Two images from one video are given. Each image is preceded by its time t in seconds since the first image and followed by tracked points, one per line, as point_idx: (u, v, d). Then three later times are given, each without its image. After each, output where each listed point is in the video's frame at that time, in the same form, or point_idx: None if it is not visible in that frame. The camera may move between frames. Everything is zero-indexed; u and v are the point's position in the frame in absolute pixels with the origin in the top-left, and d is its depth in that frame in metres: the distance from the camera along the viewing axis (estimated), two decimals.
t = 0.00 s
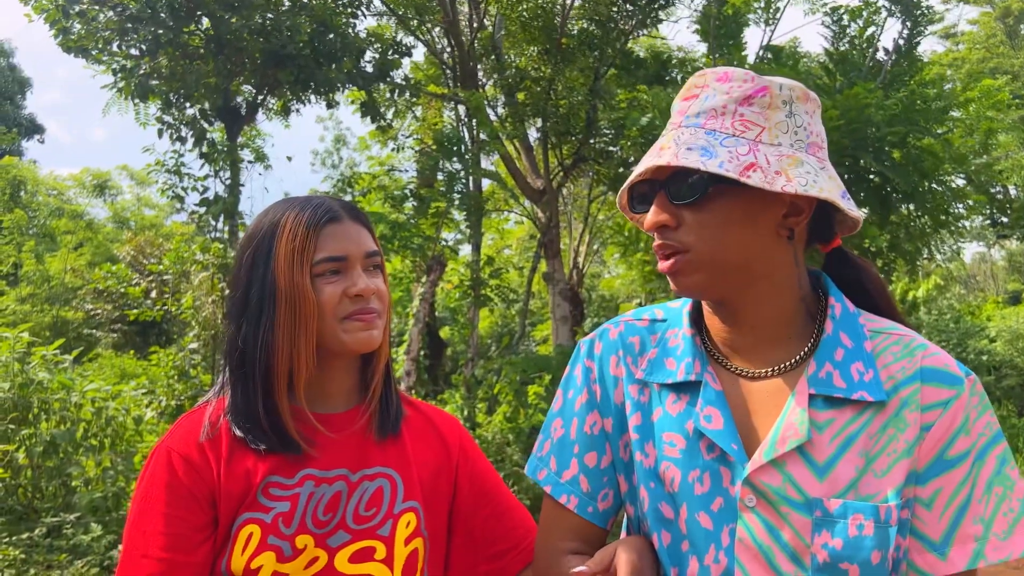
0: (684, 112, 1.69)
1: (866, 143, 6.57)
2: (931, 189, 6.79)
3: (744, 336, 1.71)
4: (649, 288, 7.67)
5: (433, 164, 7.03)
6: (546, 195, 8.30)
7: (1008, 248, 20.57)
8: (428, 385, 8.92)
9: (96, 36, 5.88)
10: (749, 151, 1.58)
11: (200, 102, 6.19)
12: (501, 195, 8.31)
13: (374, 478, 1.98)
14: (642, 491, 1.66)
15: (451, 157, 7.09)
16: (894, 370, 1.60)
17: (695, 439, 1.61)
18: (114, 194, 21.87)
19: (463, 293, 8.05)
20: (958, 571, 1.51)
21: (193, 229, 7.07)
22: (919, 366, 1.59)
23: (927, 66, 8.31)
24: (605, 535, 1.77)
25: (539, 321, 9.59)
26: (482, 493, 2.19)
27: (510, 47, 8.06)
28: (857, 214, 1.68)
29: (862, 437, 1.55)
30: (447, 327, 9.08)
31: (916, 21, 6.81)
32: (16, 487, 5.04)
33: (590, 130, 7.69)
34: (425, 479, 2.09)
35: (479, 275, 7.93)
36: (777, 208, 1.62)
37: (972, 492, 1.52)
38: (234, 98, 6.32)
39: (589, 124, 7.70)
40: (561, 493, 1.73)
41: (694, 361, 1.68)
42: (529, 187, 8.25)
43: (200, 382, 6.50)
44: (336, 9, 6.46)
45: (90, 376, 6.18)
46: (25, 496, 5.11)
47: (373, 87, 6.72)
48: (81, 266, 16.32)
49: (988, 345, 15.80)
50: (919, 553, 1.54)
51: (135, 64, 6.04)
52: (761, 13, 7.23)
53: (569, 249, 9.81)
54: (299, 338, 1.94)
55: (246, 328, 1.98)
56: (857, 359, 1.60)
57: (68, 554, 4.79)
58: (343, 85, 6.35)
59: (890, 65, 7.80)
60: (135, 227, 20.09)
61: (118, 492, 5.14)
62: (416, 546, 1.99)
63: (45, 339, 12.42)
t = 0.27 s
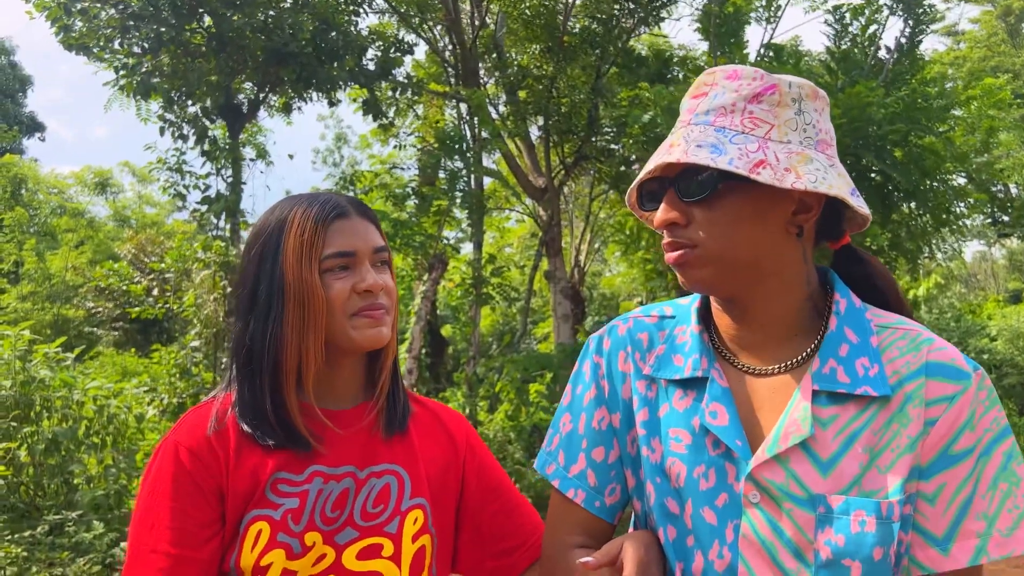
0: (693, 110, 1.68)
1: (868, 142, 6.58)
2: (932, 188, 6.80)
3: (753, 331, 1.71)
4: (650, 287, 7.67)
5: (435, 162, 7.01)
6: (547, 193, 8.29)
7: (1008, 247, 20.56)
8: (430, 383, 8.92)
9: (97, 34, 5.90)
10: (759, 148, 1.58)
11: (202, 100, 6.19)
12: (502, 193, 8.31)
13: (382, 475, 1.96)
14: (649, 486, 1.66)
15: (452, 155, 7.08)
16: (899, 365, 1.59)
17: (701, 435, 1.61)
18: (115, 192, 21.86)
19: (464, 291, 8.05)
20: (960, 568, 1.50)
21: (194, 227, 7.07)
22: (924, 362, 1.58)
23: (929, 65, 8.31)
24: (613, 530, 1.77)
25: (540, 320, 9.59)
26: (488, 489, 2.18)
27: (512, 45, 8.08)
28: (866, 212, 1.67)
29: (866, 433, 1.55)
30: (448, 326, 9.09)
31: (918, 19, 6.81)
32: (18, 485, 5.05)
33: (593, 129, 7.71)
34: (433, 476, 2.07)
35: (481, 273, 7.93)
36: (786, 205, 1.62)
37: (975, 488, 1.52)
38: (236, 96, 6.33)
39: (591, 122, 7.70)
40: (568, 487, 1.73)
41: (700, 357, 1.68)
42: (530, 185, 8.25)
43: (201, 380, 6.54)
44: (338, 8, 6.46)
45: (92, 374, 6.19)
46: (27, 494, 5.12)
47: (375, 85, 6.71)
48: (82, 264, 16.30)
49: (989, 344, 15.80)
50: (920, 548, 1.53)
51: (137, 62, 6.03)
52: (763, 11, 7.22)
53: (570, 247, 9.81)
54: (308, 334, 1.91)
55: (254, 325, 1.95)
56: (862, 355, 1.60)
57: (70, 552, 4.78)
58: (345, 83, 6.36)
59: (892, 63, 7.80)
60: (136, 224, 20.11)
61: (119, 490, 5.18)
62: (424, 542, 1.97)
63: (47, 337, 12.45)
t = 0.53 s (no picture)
0: (695, 105, 1.68)
1: (866, 139, 6.58)
2: (930, 185, 6.81)
3: (752, 327, 1.71)
4: (649, 284, 7.68)
5: (433, 159, 7.02)
6: (546, 191, 8.28)
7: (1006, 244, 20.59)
8: (428, 381, 8.93)
9: (95, 31, 5.89)
10: (761, 145, 1.58)
11: (200, 98, 6.18)
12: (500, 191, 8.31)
13: (385, 464, 1.83)
14: (647, 482, 1.66)
15: (451, 152, 7.10)
16: (897, 361, 1.59)
17: (699, 431, 1.61)
18: (112, 189, 21.79)
19: (463, 289, 8.06)
20: (955, 564, 1.50)
21: (192, 225, 7.07)
22: (922, 358, 1.57)
23: (927, 62, 8.31)
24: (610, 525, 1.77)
25: (538, 317, 9.60)
26: (491, 476, 2.09)
27: (511, 42, 8.00)
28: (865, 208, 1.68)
29: (864, 429, 1.54)
30: (447, 324, 9.08)
31: (916, 17, 6.82)
32: (16, 483, 5.05)
33: (590, 127, 7.65)
34: (436, 465, 1.95)
35: (479, 271, 7.94)
36: (786, 202, 1.62)
37: (971, 485, 1.51)
38: (234, 93, 6.31)
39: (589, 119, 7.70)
40: (565, 482, 1.72)
41: (698, 353, 1.68)
42: (529, 183, 8.25)
43: (200, 378, 6.52)
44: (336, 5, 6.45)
45: (90, 372, 6.19)
46: (26, 492, 5.11)
47: (373, 82, 6.71)
48: (80, 263, 16.30)
49: (986, 341, 15.83)
50: (916, 545, 1.52)
51: (134, 60, 6.01)
52: (760, 8, 7.22)
53: (568, 245, 9.82)
54: (312, 326, 1.77)
55: (252, 318, 1.80)
56: (859, 351, 1.60)
57: (69, 550, 4.78)
58: (343, 80, 6.35)
59: (890, 60, 7.80)
60: (134, 223, 20.09)
61: (119, 488, 5.21)
62: (427, 532, 1.84)
63: (45, 335, 12.43)
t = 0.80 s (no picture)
0: (679, 104, 1.67)
1: (861, 136, 6.59)
2: (925, 182, 6.83)
3: (741, 322, 1.72)
4: (645, 281, 7.68)
5: (429, 157, 7.02)
6: (542, 188, 8.28)
7: (1001, 241, 20.62)
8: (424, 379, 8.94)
9: (88, 29, 5.87)
10: (737, 145, 1.57)
11: (194, 95, 6.16)
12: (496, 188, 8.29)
13: (388, 455, 1.94)
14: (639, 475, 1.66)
15: (446, 150, 7.10)
16: (890, 358, 1.59)
17: (692, 424, 1.61)
18: (107, 187, 21.70)
19: (459, 287, 8.05)
20: (947, 560, 1.50)
21: (187, 222, 7.05)
22: (915, 355, 1.57)
23: (922, 59, 8.32)
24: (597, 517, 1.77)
25: (534, 315, 9.60)
26: (474, 463, 2.19)
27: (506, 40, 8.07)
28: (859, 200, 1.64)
29: (858, 425, 1.55)
30: (443, 321, 9.08)
31: (911, 14, 6.81)
32: (11, 482, 5.04)
33: (586, 124, 7.64)
34: (429, 454, 2.06)
35: (475, 268, 7.93)
36: (770, 199, 1.61)
37: (963, 481, 1.51)
38: (228, 91, 6.29)
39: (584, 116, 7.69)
40: (554, 475, 1.72)
41: (692, 346, 1.67)
42: (525, 180, 8.24)
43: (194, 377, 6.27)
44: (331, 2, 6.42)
45: (85, 370, 6.17)
46: (21, 491, 5.09)
47: (368, 79, 6.69)
48: (75, 261, 16.26)
49: (982, 337, 15.86)
50: (908, 540, 1.53)
51: (128, 56, 6.01)
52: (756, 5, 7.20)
53: (564, 242, 9.82)
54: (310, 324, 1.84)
55: (249, 319, 1.84)
56: (853, 347, 1.60)
57: (64, 549, 4.76)
58: (337, 77, 6.33)
59: (885, 57, 7.80)
60: (129, 221, 20.02)
61: (114, 486, 5.21)
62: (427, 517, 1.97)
63: (40, 333, 12.40)
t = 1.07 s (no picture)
0: (655, 102, 1.66)
1: (854, 132, 6.60)
2: (920, 177, 6.85)
3: (729, 312, 1.71)
4: (640, 277, 7.69)
5: (424, 153, 7.02)
6: (537, 184, 8.28)
7: (995, 236, 20.70)
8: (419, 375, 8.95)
9: (82, 25, 5.86)
10: (703, 142, 1.56)
11: (189, 92, 6.15)
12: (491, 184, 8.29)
13: (377, 434, 1.69)
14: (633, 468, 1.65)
15: (440, 146, 7.10)
16: (879, 346, 1.60)
17: (684, 415, 1.60)
18: (102, 184, 21.62)
19: (454, 283, 8.05)
20: (949, 542, 1.52)
21: (182, 219, 7.04)
22: (903, 341, 1.59)
23: (916, 54, 8.34)
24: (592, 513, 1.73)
25: (530, 311, 9.61)
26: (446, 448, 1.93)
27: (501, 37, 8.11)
28: (838, 190, 1.61)
29: (849, 412, 1.56)
30: (439, 317, 9.08)
31: (905, 9, 6.83)
32: (6, 480, 5.03)
33: (581, 120, 7.66)
34: (413, 436, 1.82)
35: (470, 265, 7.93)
36: (741, 192, 1.59)
37: (959, 464, 1.52)
38: (222, 88, 6.28)
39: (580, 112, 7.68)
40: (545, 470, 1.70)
41: (685, 337, 1.67)
42: (520, 176, 8.23)
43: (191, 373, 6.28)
44: None
45: (80, 367, 6.17)
46: (16, 489, 5.09)
47: (363, 75, 6.67)
48: (69, 259, 16.22)
49: (976, 333, 15.94)
50: (908, 523, 1.55)
51: (122, 53, 5.98)
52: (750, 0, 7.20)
53: (560, 238, 9.84)
54: (314, 292, 1.59)
55: (250, 274, 1.58)
56: (841, 335, 1.60)
57: (60, 546, 4.76)
58: (332, 74, 6.32)
59: (879, 52, 7.81)
60: (124, 218, 19.96)
61: (109, 485, 5.20)
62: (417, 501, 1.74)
63: (36, 331, 12.39)
